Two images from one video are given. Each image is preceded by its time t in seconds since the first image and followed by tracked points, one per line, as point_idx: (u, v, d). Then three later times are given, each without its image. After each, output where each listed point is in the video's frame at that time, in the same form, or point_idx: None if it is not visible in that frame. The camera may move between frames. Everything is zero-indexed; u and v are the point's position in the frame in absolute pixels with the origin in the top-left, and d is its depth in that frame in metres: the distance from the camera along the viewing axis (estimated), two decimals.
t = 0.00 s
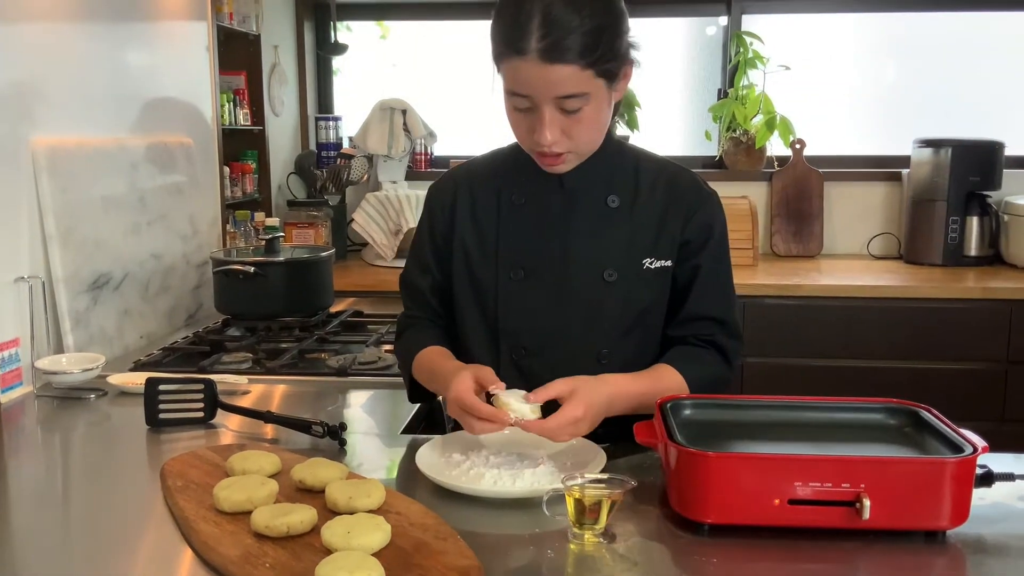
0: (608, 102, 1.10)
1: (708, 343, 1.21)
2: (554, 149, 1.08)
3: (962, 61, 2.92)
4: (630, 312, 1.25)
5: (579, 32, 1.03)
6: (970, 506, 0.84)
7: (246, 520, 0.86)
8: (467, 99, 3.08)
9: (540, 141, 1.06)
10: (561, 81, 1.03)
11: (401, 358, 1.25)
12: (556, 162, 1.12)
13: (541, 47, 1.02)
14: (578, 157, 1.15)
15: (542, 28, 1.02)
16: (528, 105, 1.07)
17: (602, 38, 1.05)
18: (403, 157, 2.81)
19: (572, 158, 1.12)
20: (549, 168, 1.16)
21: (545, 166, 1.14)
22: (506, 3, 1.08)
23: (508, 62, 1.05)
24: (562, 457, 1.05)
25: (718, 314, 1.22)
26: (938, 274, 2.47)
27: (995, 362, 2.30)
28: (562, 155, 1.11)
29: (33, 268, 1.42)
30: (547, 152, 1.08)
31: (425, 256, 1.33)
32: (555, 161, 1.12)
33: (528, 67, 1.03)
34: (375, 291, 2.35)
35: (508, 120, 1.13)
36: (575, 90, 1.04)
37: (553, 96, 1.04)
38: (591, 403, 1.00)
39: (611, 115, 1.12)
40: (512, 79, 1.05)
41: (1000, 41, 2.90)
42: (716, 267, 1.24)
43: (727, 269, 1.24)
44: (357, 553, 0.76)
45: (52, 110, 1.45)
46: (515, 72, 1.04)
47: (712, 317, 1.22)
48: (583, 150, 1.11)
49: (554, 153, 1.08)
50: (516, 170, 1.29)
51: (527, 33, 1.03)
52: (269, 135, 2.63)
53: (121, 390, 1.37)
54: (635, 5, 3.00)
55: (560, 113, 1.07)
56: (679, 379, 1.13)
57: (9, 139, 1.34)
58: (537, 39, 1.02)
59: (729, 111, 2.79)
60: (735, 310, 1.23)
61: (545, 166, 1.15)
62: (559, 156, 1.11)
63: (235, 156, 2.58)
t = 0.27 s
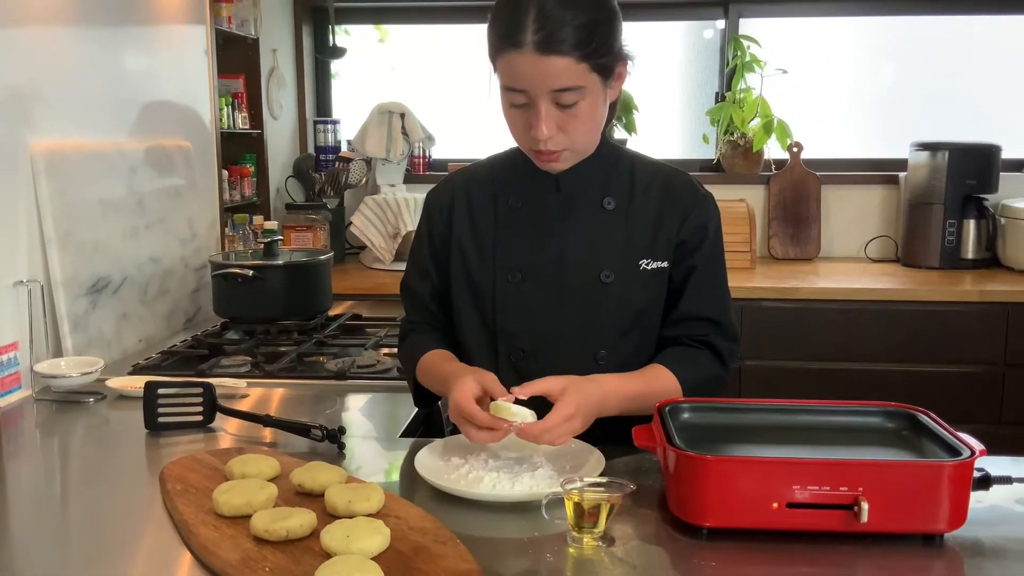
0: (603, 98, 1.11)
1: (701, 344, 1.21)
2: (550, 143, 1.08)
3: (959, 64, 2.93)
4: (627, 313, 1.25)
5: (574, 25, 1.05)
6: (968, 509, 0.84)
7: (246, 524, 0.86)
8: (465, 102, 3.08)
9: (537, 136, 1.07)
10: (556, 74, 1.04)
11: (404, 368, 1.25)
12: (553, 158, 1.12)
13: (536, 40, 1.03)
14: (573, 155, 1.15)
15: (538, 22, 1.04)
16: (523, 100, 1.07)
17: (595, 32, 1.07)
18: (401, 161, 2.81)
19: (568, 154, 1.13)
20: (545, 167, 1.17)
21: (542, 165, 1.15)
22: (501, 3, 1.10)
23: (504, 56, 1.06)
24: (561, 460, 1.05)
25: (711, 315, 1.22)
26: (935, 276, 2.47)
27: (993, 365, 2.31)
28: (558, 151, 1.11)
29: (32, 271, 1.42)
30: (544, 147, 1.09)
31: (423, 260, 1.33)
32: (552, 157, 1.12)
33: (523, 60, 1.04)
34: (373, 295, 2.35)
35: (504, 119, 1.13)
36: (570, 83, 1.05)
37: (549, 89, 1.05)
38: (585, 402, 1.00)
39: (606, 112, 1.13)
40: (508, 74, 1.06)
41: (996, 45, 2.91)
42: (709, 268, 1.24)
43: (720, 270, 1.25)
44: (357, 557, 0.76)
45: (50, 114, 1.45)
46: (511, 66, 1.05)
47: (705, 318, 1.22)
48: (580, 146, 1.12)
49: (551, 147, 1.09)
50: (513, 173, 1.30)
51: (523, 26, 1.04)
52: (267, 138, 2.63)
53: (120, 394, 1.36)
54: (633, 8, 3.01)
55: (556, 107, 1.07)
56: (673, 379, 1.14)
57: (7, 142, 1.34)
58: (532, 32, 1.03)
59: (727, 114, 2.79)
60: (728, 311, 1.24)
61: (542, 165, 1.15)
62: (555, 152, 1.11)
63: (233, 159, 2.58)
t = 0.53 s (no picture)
0: (603, 97, 1.13)
1: (695, 345, 1.21)
2: (550, 139, 1.09)
3: (957, 65, 2.93)
4: (626, 314, 1.25)
5: (573, 21, 1.07)
6: (969, 511, 0.84)
7: (246, 527, 0.86)
8: (465, 104, 3.08)
9: (538, 132, 1.08)
10: (557, 69, 1.06)
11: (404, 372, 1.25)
12: (554, 156, 1.13)
13: (537, 35, 1.05)
14: (574, 154, 1.16)
15: (538, 18, 1.06)
16: (524, 97, 1.09)
17: (595, 30, 1.09)
18: (400, 163, 2.81)
19: (569, 153, 1.13)
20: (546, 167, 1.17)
21: (543, 163, 1.15)
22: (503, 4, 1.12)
23: (505, 53, 1.08)
24: (561, 463, 1.05)
25: (706, 315, 1.23)
26: (935, 278, 2.47)
27: (993, 367, 2.31)
28: (559, 148, 1.12)
29: (32, 274, 1.42)
30: (545, 142, 1.10)
31: (423, 261, 1.33)
32: (553, 155, 1.13)
33: (524, 56, 1.06)
34: (373, 297, 2.35)
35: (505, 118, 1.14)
36: (571, 79, 1.07)
37: (549, 84, 1.06)
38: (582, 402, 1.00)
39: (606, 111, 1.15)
40: (509, 71, 1.08)
41: (996, 46, 2.91)
42: (706, 268, 1.25)
43: (717, 271, 1.26)
44: (357, 561, 0.76)
45: (50, 116, 1.45)
46: (512, 62, 1.07)
47: (701, 318, 1.23)
48: (580, 144, 1.13)
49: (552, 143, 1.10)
50: (512, 175, 1.30)
51: (524, 23, 1.06)
52: (267, 141, 2.63)
53: (120, 397, 1.36)
54: (633, 10, 3.01)
55: (557, 103, 1.08)
56: (668, 382, 1.14)
57: (7, 144, 1.35)
58: (533, 28, 1.06)
59: (727, 116, 2.79)
60: (723, 312, 1.24)
61: (544, 164, 1.16)
62: (556, 149, 1.12)
63: (233, 161, 2.58)
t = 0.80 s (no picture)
0: (604, 97, 1.13)
1: (692, 345, 1.21)
2: (552, 138, 1.09)
3: (957, 67, 2.93)
4: (626, 315, 1.24)
5: (576, 19, 1.07)
6: (971, 514, 0.84)
7: (246, 530, 0.86)
8: (464, 106, 3.08)
9: (539, 131, 1.08)
10: (560, 68, 1.06)
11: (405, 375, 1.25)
12: (555, 156, 1.13)
13: (540, 34, 1.05)
14: (575, 154, 1.16)
15: (541, 17, 1.06)
16: (526, 96, 1.09)
17: (598, 29, 1.09)
18: (400, 165, 2.81)
19: (570, 152, 1.14)
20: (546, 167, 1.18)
21: (544, 163, 1.15)
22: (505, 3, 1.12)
23: (508, 51, 1.08)
24: (562, 466, 1.05)
25: (703, 316, 1.23)
26: (935, 280, 2.47)
27: (993, 369, 2.30)
28: (560, 147, 1.12)
29: (32, 277, 1.42)
30: (546, 142, 1.10)
31: (421, 263, 1.33)
32: (554, 155, 1.13)
33: (527, 54, 1.06)
34: (373, 299, 2.34)
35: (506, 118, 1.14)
36: (573, 78, 1.07)
37: (552, 83, 1.06)
38: (582, 404, 1.00)
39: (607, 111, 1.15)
40: (511, 70, 1.08)
41: (996, 48, 2.91)
42: (704, 269, 1.25)
43: (714, 271, 1.26)
44: (358, 564, 0.76)
45: (50, 117, 1.45)
46: (514, 60, 1.07)
47: (698, 319, 1.23)
48: (581, 143, 1.13)
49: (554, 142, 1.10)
50: (510, 176, 1.30)
51: (527, 20, 1.07)
52: (266, 143, 2.63)
53: (120, 400, 1.36)
54: (633, 12, 3.01)
55: (559, 102, 1.08)
56: (667, 384, 1.13)
57: (7, 146, 1.34)
58: (536, 26, 1.06)
59: (726, 118, 2.78)
60: (719, 312, 1.24)
61: (544, 164, 1.16)
62: (557, 149, 1.12)
63: (233, 163, 2.58)
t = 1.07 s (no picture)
0: (600, 100, 1.13)
1: (687, 348, 1.21)
2: (550, 139, 1.09)
3: (953, 71, 2.94)
4: (622, 318, 1.25)
5: (574, 21, 1.07)
6: (968, 518, 0.84)
7: (243, 535, 0.85)
8: (461, 109, 3.08)
9: (537, 132, 1.08)
10: (558, 68, 1.06)
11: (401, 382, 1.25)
12: (552, 158, 1.13)
13: (539, 34, 1.06)
14: (571, 156, 1.16)
15: (539, 17, 1.07)
16: (524, 97, 1.09)
17: (595, 30, 1.10)
18: (397, 167, 2.81)
19: (566, 154, 1.14)
20: (542, 169, 1.18)
21: (540, 165, 1.16)
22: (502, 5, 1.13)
23: (506, 52, 1.08)
24: (559, 470, 1.05)
25: (698, 319, 1.23)
26: (932, 283, 2.48)
27: (989, 372, 2.31)
28: (556, 149, 1.12)
29: (28, 280, 1.41)
30: (544, 143, 1.10)
31: (416, 267, 1.32)
32: (551, 156, 1.13)
33: (526, 54, 1.06)
34: (370, 302, 2.34)
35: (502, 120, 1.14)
36: (571, 78, 1.07)
37: (550, 84, 1.07)
38: (579, 412, 1.00)
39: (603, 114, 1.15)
40: (509, 71, 1.08)
41: (991, 52, 2.92)
42: (699, 271, 1.25)
43: (709, 273, 1.26)
44: (354, 569, 0.76)
45: (46, 120, 1.45)
46: (512, 61, 1.07)
47: (693, 322, 1.23)
48: (578, 145, 1.13)
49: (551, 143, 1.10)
50: (505, 180, 1.30)
51: (525, 21, 1.07)
52: (263, 145, 2.62)
53: (116, 403, 1.36)
54: (630, 15, 3.01)
55: (556, 104, 1.09)
56: (663, 388, 1.13)
57: (4, 149, 1.34)
58: (535, 27, 1.06)
59: (724, 120, 2.79)
60: (715, 314, 1.24)
61: (541, 166, 1.16)
62: (553, 150, 1.12)
63: (229, 166, 2.58)
